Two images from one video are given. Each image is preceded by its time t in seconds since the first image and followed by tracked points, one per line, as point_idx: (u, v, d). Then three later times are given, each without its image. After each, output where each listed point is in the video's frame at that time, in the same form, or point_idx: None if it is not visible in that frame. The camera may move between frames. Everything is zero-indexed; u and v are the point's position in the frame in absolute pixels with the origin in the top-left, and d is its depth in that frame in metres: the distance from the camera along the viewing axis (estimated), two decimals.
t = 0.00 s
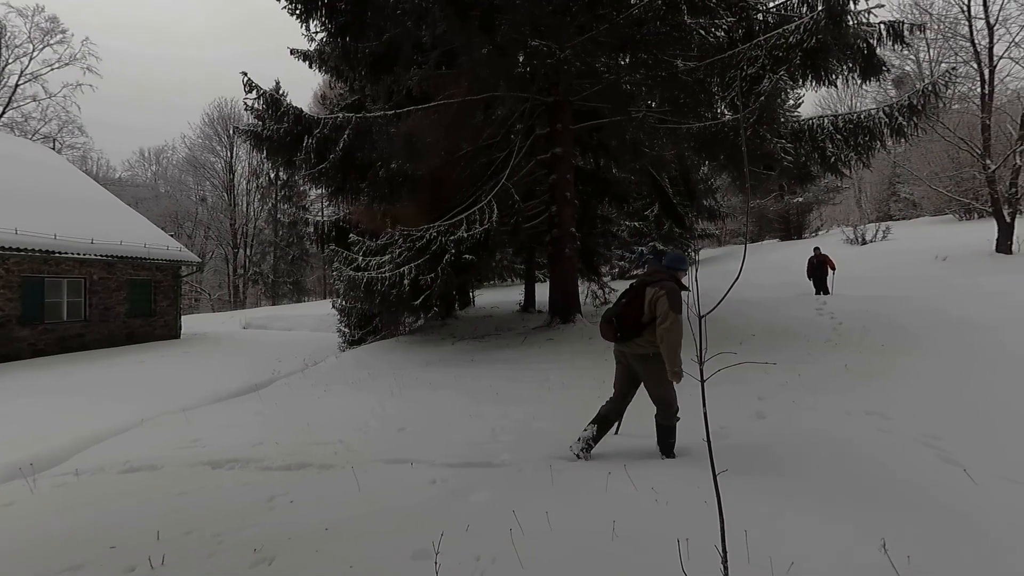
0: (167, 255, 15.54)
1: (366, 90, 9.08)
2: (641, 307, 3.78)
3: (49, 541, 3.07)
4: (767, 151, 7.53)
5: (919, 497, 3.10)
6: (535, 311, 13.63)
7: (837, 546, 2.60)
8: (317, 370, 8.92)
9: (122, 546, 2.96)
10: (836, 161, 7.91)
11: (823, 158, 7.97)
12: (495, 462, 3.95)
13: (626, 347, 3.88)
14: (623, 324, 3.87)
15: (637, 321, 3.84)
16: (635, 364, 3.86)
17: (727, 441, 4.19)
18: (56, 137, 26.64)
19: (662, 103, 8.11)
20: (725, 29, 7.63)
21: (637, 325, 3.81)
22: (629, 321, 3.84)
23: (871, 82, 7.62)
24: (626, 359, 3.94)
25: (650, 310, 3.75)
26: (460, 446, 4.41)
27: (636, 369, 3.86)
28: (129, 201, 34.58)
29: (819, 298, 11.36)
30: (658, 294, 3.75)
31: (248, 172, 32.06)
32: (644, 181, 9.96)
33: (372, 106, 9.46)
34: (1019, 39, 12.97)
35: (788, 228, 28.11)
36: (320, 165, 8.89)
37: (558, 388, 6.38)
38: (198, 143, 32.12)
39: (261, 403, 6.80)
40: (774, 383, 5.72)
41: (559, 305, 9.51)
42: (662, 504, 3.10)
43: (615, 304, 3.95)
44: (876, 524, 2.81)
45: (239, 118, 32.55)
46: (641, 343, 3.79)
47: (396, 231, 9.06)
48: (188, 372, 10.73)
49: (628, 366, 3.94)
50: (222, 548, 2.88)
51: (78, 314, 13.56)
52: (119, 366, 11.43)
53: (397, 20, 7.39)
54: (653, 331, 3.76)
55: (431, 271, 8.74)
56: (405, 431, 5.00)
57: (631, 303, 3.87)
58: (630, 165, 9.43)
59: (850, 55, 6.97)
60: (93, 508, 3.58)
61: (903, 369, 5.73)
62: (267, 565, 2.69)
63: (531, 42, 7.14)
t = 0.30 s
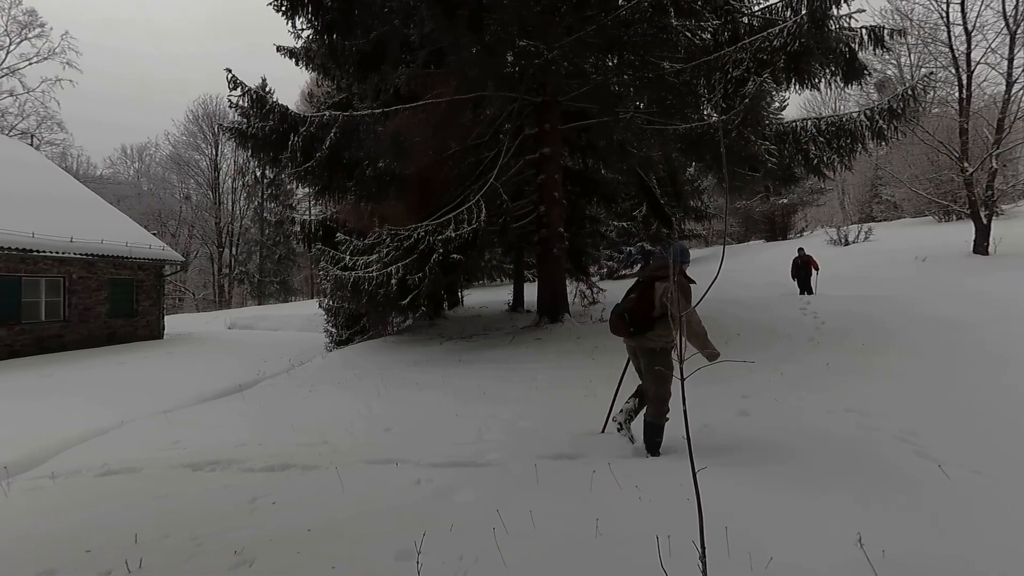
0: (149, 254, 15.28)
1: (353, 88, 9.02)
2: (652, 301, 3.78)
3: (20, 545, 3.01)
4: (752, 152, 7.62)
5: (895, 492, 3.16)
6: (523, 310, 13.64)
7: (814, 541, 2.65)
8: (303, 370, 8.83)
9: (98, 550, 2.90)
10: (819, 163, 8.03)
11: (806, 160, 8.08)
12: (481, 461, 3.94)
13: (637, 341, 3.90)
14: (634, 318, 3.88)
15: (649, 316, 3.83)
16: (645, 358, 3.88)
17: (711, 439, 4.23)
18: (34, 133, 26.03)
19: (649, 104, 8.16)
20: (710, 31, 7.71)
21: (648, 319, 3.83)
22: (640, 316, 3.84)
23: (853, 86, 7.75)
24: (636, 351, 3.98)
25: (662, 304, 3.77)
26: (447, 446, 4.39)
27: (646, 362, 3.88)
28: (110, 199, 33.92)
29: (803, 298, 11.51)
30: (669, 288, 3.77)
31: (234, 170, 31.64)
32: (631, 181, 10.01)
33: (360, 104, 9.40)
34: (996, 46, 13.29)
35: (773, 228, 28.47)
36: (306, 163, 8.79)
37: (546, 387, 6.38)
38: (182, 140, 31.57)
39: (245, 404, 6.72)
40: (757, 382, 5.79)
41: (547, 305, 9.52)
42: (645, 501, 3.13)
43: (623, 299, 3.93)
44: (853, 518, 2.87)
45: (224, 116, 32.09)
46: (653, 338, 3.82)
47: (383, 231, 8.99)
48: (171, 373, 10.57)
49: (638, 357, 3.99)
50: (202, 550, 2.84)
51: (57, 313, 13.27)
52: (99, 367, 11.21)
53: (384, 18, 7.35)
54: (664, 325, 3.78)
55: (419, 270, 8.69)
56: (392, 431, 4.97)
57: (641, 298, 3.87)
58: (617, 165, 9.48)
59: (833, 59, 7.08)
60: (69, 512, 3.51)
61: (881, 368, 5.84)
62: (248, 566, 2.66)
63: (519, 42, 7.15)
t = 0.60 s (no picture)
0: (134, 253, 15.06)
1: (343, 87, 8.95)
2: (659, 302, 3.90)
3: None
4: (740, 154, 7.68)
5: (877, 490, 3.20)
6: (514, 310, 13.63)
7: (796, 538, 2.67)
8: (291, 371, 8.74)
9: (77, 554, 2.85)
10: (806, 165, 8.11)
11: (794, 162, 8.16)
12: (469, 461, 3.93)
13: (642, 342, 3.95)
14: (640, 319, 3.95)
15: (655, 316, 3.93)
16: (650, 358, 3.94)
17: (698, 437, 4.26)
18: (16, 130, 25.54)
19: (639, 105, 8.20)
20: (699, 35, 7.77)
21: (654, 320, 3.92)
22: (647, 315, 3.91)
23: (839, 89, 7.86)
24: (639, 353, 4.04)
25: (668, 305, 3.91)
26: (436, 446, 4.37)
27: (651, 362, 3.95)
28: (94, 196, 33.37)
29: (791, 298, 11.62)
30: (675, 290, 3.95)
31: (222, 168, 31.27)
32: (621, 182, 10.04)
33: (350, 102, 9.34)
34: (978, 52, 13.52)
35: (761, 229, 28.78)
36: (294, 162, 8.69)
37: (537, 386, 6.37)
38: (168, 137, 31.10)
39: (231, 404, 6.64)
40: (744, 381, 5.85)
41: (537, 305, 9.53)
42: (631, 500, 3.14)
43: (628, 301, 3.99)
44: (835, 516, 2.90)
45: (212, 114, 31.73)
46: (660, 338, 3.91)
47: (373, 230, 8.93)
48: (156, 373, 10.42)
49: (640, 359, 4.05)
50: (185, 553, 2.81)
51: (38, 313, 13.04)
52: (81, 367, 11.01)
53: (375, 17, 7.31)
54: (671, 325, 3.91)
55: (409, 270, 8.61)
56: (380, 433, 4.92)
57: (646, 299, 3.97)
58: (607, 166, 9.50)
59: (819, 63, 7.17)
60: (50, 516, 3.43)
61: (865, 368, 5.92)
62: (231, 568, 2.64)
63: (508, 42, 7.15)
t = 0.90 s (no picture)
0: (120, 252, 14.86)
1: (332, 86, 8.90)
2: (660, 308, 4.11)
3: None
4: (727, 156, 7.74)
5: (859, 487, 3.25)
6: (504, 310, 13.64)
7: (779, 537, 2.71)
8: (279, 371, 8.67)
9: (58, 558, 2.81)
10: (793, 167, 8.20)
11: (781, 164, 8.24)
12: (457, 462, 3.93)
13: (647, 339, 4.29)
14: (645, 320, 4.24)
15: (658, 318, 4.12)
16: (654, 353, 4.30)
17: (685, 437, 4.29)
18: None
19: (628, 107, 8.25)
20: (689, 37, 7.83)
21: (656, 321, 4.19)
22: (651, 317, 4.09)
23: (825, 92, 7.95)
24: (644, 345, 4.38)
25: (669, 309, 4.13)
26: (424, 447, 4.37)
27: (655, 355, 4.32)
28: (79, 195, 32.84)
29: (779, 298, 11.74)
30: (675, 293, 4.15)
31: (210, 167, 30.93)
32: (611, 182, 10.09)
33: (339, 102, 9.29)
34: (961, 56, 13.75)
35: (750, 230, 29.04)
36: (283, 161, 8.60)
37: (527, 386, 6.38)
38: (155, 135, 30.64)
39: (218, 405, 6.57)
40: (732, 381, 5.90)
41: (527, 305, 9.54)
42: (618, 500, 3.16)
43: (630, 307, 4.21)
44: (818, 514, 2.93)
45: (200, 112, 31.38)
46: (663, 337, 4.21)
47: (363, 230, 8.88)
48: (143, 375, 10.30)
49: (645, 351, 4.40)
50: (169, 557, 2.78)
51: (21, 313, 12.81)
52: (65, 369, 10.84)
53: (364, 16, 7.27)
54: (672, 326, 4.18)
55: (398, 271, 8.57)
56: (369, 434, 4.89)
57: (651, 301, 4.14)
58: (597, 167, 9.54)
59: (805, 66, 7.24)
60: (30, 520, 3.37)
61: (850, 367, 5.99)
62: (216, 572, 2.61)
63: (498, 43, 7.16)
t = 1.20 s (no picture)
0: (103, 252, 14.59)
1: (319, 84, 8.83)
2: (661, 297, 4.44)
3: None
4: (713, 157, 7.82)
5: (838, 483, 3.31)
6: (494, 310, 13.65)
7: (759, 534, 2.75)
8: (265, 372, 8.58)
9: (34, 564, 2.76)
10: (777, 168, 8.30)
11: (766, 165, 8.34)
12: (443, 462, 3.93)
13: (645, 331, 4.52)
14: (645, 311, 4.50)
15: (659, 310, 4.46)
16: (650, 345, 4.53)
17: (670, 435, 4.33)
18: None
19: (616, 107, 8.30)
20: (676, 39, 7.89)
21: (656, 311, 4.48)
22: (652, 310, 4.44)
23: (809, 95, 8.05)
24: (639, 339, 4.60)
25: (669, 298, 4.47)
26: (411, 447, 4.36)
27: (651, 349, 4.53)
28: (60, 193, 32.18)
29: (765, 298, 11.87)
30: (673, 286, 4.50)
31: (196, 166, 30.50)
32: (599, 182, 10.13)
33: (327, 100, 9.23)
34: (942, 61, 14.02)
35: (737, 230, 29.33)
36: (269, 160, 8.50)
37: (515, 385, 6.38)
38: (138, 133, 30.11)
39: (203, 407, 6.49)
40: (717, 380, 5.97)
41: (516, 305, 9.55)
42: (603, 499, 3.18)
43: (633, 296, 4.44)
44: (798, 511, 2.98)
45: (185, 110, 30.93)
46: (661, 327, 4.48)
47: (350, 230, 8.83)
48: (126, 376, 10.15)
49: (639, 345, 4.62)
50: (149, 562, 2.74)
51: None
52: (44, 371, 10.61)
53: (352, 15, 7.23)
54: (670, 315, 4.49)
55: (387, 271, 8.52)
56: (356, 435, 4.86)
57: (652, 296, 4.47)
58: (585, 167, 9.58)
59: (790, 70, 7.33)
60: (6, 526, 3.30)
61: (833, 365, 6.09)
62: None
63: (486, 43, 7.16)
